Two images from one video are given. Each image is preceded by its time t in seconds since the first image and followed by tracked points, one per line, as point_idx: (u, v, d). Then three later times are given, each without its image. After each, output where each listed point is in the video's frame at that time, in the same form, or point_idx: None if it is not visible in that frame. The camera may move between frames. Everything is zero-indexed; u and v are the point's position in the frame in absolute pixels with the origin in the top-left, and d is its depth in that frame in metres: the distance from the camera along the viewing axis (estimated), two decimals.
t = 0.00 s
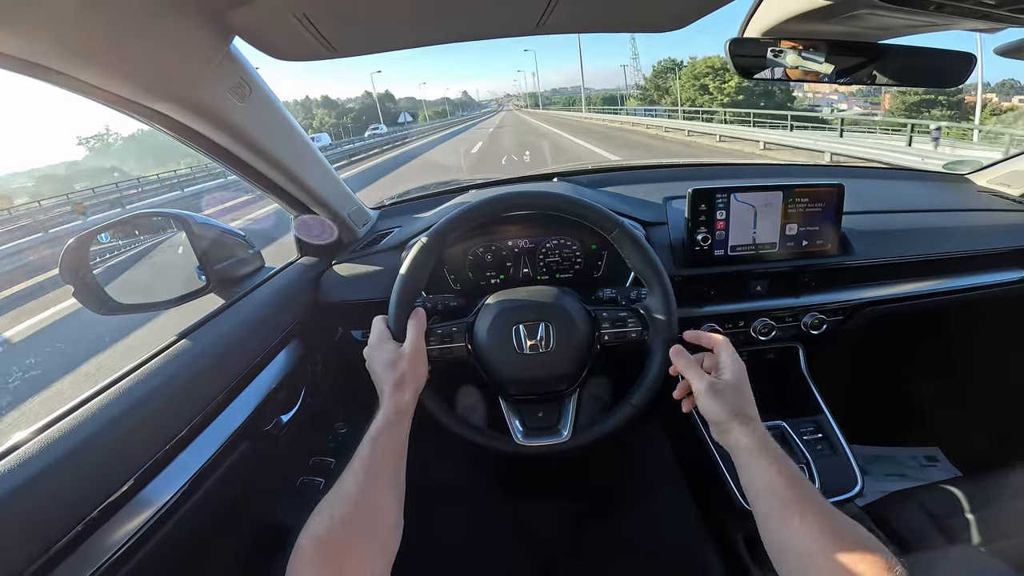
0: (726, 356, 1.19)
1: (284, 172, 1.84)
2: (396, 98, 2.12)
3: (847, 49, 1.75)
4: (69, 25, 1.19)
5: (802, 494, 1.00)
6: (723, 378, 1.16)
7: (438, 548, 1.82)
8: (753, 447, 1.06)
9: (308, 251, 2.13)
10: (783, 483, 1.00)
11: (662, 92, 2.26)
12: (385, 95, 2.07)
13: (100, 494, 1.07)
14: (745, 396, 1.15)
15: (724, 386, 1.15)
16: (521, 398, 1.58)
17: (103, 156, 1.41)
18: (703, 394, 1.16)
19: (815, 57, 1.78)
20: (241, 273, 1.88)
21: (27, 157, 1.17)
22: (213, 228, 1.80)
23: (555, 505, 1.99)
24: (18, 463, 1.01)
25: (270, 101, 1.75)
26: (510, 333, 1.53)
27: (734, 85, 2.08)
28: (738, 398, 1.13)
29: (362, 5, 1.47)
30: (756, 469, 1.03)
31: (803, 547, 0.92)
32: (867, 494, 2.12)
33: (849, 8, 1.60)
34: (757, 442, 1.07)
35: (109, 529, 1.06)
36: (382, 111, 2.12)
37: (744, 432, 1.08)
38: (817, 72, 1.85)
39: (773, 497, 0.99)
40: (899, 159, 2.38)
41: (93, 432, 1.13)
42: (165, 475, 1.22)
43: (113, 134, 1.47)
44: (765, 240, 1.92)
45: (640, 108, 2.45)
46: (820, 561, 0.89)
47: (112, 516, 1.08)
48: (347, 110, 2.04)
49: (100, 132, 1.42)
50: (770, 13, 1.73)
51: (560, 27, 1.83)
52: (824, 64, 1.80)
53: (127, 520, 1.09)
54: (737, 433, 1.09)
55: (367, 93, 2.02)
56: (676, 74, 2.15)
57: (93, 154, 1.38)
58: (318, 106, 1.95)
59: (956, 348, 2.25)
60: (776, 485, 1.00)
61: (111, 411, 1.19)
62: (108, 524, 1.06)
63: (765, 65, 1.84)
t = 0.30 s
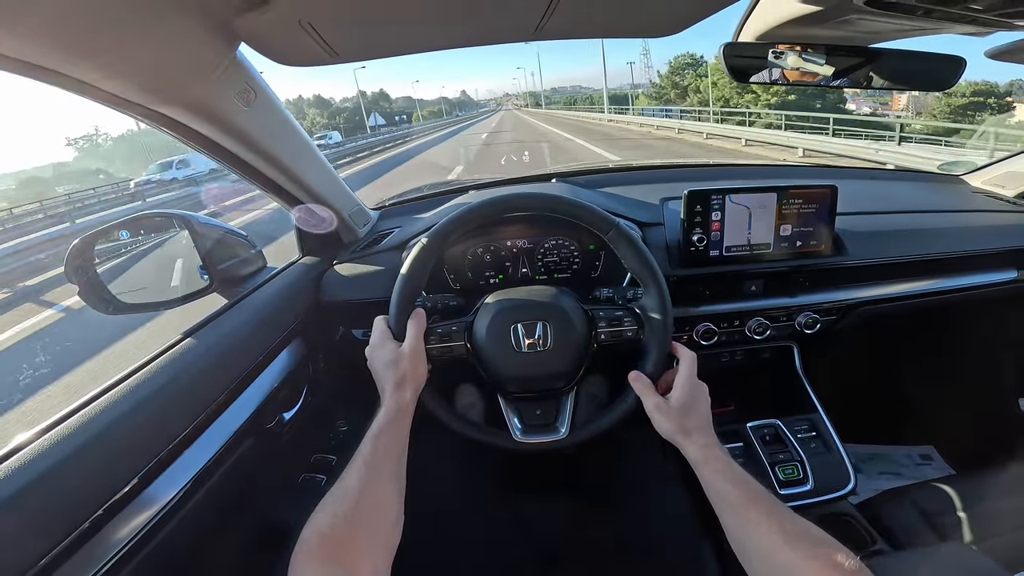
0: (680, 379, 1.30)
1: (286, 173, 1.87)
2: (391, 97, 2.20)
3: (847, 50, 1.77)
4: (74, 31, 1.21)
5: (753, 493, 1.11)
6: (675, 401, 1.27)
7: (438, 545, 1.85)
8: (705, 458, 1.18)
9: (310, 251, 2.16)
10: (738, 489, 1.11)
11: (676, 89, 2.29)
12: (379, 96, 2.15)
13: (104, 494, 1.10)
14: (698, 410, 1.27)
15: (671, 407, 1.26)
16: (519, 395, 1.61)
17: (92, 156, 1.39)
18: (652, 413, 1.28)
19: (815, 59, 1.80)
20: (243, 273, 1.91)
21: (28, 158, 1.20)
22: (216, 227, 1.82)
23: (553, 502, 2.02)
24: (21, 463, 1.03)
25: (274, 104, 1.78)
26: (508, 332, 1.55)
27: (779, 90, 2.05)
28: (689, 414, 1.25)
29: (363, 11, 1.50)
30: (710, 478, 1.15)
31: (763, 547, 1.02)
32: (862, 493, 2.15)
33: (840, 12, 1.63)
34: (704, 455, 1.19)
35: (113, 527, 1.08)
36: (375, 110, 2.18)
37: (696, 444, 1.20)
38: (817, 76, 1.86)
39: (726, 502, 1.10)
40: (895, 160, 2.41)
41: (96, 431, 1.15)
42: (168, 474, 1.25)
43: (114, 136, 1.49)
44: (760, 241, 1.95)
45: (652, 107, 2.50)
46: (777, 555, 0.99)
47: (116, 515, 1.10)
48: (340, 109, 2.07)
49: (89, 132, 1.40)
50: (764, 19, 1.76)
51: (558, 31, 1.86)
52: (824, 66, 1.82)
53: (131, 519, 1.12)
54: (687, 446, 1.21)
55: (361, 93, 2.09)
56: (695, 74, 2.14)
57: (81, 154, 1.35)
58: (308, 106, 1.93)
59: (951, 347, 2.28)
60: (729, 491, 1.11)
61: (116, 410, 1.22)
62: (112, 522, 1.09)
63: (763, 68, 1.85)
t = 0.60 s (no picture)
0: (683, 361, 1.34)
1: (285, 169, 1.84)
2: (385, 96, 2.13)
3: (849, 49, 1.76)
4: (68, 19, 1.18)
5: (750, 476, 1.15)
6: (677, 381, 1.31)
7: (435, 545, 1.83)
8: (704, 440, 1.21)
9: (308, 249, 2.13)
10: (734, 470, 1.15)
11: (698, 87, 2.22)
12: (373, 95, 2.09)
13: (96, 494, 1.07)
14: (699, 394, 1.31)
15: (674, 387, 1.29)
16: (520, 396, 1.58)
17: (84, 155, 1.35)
18: (656, 391, 1.30)
19: (819, 58, 1.78)
20: (240, 270, 1.88)
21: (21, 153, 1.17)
22: (213, 224, 1.80)
23: (553, 503, 1.99)
24: (9, 463, 1.00)
25: (271, 99, 1.75)
26: (509, 331, 1.53)
27: (854, 90, 2.01)
28: (690, 397, 1.28)
29: (364, 3, 1.47)
30: (708, 459, 1.19)
31: (758, 526, 1.05)
32: (865, 494, 2.13)
33: (850, 8, 1.61)
34: (703, 437, 1.22)
35: (106, 527, 1.05)
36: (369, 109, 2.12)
37: (695, 426, 1.24)
38: (819, 74, 1.86)
39: (723, 484, 1.14)
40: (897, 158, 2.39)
41: (86, 432, 1.12)
42: (162, 473, 1.22)
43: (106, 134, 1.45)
44: (764, 240, 1.93)
45: (655, 105, 2.47)
46: (771, 537, 1.02)
47: (109, 515, 1.07)
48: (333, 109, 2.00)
49: (77, 132, 1.34)
50: (771, 15, 1.73)
51: (562, 26, 1.83)
52: (827, 65, 1.81)
53: (123, 519, 1.09)
54: (687, 427, 1.24)
55: (355, 93, 2.04)
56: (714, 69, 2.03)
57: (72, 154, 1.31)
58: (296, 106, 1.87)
59: (953, 348, 2.27)
60: (726, 473, 1.16)
61: (107, 410, 1.19)
62: (105, 522, 1.06)
63: (767, 65, 1.84)
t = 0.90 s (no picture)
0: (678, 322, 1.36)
1: (280, 168, 1.83)
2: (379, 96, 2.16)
3: (848, 49, 1.76)
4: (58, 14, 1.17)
5: (723, 436, 1.18)
6: (667, 340, 1.31)
7: (432, 545, 1.82)
8: (681, 399, 1.24)
9: (305, 248, 2.13)
10: (705, 430, 1.19)
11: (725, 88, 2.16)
12: (366, 95, 2.11)
13: (87, 492, 1.06)
14: (686, 355, 1.31)
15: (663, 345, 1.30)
16: (516, 395, 1.57)
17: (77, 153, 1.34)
18: (643, 348, 1.30)
19: (819, 58, 1.79)
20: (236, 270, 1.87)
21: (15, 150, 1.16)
22: (209, 223, 1.79)
23: (551, 503, 1.98)
24: None
25: (265, 97, 1.74)
26: (505, 330, 1.52)
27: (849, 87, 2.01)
28: (674, 356, 1.29)
29: None
30: (682, 416, 1.22)
31: (722, 483, 1.09)
32: (865, 493, 2.12)
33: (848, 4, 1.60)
34: (681, 396, 1.25)
35: (98, 525, 1.04)
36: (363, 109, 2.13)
37: (674, 385, 1.26)
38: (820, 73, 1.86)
39: (696, 441, 1.18)
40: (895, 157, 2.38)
41: (77, 431, 1.11)
42: (155, 472, 1.21)
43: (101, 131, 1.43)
44: (762, 239, 1.92)
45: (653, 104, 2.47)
46: (732, 494, 1.06)
47: (101, 514, 1.06)
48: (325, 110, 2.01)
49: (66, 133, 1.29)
50: (768, 12, 1.73)
51: (559, 23, 1.83)
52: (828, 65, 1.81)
53: (115, 518, 1.08)
54: (666, 386, 1.27)
55: (349, 93, 2.05)
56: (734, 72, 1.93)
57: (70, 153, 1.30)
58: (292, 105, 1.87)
59: (953, 347, 2.26)
60: (697, 431, 1.19)
61: (98, 410, 1.18)
62: (97, 520, 1.05)
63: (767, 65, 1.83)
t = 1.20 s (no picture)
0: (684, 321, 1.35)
1: (283, 168, 1.83)
2: (372, 97, 2.09)
3: (847, 49, 1.76)
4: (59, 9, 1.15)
5: (732, 431, 1.17)
6: (674, 338, 1.31)
7: (435, 547, 1.81)
8: (689, 396, 1.24)
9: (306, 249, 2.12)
10: (713, 425, 1.18)
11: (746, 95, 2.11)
12: (359, 95, 2.05)
13: (89, 494, 1.04)
14: (694, 351, 1.31)
15: (669, 342, 1.30)
16: (521, 395, 1.57)
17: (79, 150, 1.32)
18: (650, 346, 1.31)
19: (815, 59, 1.78)
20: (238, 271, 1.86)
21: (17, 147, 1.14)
22: (210, 223, 1.79)
23: (553, 504, 1.98)
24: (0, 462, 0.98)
25: (270, 97, 1.74)
26: (510, 330, 1.51)
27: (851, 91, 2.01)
28: (682, 353, 1.29)
29: None
30: (691, 413, 1.22)
31: (731, 479, 1.09)
32: (867, 494, 2.11)
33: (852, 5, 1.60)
34: (689, 392, 1.24)
35: (100, 527, 1.03)
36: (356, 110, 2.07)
37: (682, 382, 1.26)
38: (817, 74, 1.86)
39: (704, 437, 1.18)
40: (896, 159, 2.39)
41: (78, 432, 1.10)
42: (157, 473, 1.19)
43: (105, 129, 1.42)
44: (765, 239, 1.93)
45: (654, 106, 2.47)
46: (742, 490, 1.06)
47: (103, 515, 1.05)
48: (317, 111, 1.94)
49: (53, 134, 1.23)
50: (773, 12, 1.73)
51: (564, 22, 1.83)
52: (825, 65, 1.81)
53: (118, 520, 1.07)
54: (674, 383, 1.27)
55: (341, 93, 2.00)
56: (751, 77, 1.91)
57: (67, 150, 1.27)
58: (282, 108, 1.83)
59: (953, 347, 2.27)
60: (705, 425, 1.19)
61: (100, 410, 1.17)
62: (99, 522, 1.04)
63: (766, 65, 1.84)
